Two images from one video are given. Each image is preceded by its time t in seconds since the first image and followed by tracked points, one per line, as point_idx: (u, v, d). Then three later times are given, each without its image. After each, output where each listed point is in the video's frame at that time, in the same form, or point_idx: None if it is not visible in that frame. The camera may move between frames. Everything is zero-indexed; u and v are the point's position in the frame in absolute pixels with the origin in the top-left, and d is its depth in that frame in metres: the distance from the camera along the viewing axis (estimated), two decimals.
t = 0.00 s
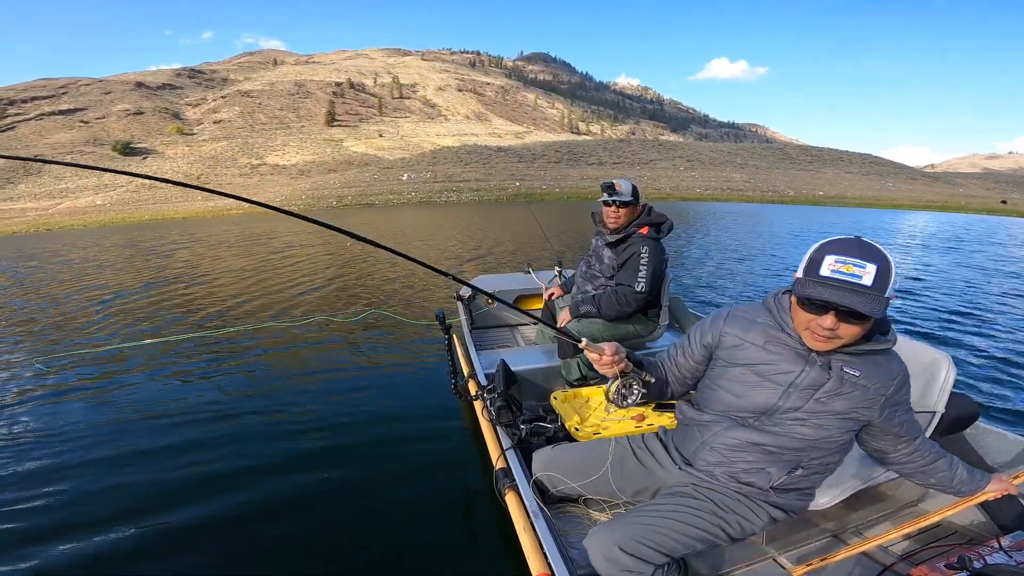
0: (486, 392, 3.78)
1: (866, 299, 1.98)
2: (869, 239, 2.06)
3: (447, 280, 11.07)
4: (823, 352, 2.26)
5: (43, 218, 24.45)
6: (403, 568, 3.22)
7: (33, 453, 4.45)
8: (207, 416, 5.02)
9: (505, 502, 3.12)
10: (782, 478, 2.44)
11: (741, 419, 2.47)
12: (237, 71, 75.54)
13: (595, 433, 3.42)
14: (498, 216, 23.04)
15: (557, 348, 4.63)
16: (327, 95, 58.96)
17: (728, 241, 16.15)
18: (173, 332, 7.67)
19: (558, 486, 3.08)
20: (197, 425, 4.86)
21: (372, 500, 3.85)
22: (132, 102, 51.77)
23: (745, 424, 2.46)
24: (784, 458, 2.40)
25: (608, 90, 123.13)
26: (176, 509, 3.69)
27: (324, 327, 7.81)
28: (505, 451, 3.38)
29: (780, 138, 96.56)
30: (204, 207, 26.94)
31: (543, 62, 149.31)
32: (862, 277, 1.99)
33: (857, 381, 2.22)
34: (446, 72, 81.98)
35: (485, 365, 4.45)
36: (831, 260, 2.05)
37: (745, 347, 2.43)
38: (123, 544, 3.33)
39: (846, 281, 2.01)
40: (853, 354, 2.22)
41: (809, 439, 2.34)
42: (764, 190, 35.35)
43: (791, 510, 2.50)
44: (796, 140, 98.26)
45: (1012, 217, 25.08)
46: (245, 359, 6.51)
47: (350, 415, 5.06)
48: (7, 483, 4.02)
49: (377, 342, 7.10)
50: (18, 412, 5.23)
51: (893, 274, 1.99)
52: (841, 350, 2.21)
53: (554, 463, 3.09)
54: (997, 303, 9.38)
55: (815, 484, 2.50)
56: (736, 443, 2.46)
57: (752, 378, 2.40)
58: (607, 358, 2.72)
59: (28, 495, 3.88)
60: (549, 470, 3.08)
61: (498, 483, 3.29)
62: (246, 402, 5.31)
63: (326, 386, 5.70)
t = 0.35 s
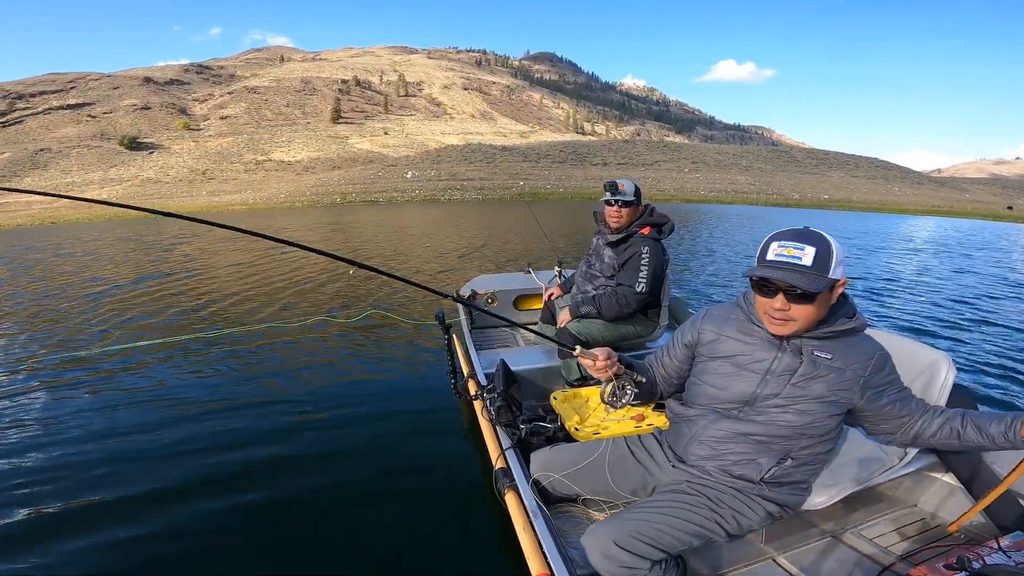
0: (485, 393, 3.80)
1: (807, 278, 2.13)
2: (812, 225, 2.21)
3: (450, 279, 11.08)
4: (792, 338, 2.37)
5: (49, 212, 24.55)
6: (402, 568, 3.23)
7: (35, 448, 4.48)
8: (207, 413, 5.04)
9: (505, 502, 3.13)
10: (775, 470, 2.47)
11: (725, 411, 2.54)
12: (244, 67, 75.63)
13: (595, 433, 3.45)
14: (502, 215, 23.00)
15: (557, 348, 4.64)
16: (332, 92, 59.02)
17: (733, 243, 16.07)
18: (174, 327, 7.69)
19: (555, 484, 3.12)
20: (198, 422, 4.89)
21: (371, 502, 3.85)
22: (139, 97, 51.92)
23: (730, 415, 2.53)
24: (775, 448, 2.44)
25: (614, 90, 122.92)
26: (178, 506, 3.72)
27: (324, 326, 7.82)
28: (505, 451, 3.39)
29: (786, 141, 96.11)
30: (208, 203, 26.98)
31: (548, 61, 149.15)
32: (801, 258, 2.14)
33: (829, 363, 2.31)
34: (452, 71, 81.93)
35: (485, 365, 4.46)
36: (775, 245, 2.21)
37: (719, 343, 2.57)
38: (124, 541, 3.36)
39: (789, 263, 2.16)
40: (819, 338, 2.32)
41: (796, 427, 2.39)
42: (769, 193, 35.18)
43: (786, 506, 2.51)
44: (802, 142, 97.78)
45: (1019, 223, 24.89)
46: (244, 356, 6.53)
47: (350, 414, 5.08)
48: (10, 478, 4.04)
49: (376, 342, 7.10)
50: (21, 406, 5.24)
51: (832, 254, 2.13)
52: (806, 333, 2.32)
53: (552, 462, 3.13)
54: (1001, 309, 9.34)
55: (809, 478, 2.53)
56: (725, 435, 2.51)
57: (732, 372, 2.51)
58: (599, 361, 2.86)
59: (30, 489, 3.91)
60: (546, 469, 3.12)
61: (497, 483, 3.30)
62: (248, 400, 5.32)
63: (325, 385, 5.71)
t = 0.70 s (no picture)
0: (485, 392, 3.81)
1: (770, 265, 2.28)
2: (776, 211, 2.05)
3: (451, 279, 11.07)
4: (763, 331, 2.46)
5: (52, 211, 24.61)
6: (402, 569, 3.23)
7: (38, 448, 4.51)
8: (207, 413, 5.02)
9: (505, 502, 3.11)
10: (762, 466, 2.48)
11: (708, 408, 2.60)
12: (247, 66, 75.74)
13: (595, 433, 3.44)
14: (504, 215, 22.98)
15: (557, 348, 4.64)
16: (335, 92, 59.06)
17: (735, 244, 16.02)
18: (176, 327, 7.66)
19: (552, 483, 3.18)
20: (201, 419, 4.91)
21: (371, 501, 3.85)
22: (142, 97, 52.01)
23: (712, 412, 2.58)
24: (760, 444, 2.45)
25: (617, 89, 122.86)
26: (182, 506, 3.75)
27: (326, 326, 7.77)
28: (505, 451, 3.39)
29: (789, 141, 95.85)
30: (210, 202, 27.00)
31: (551, 61, 149.14)
32: (768, 250, 2.00)
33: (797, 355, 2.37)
34: (455, 70, 81.92)
35: (485, 365, 4.46)
36: (739, 238, 2.01)
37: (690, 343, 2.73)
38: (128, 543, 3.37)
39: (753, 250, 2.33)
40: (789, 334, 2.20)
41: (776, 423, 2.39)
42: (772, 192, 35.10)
43: (781, 504, 2.50)
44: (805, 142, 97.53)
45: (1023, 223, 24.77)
46: (246, 356, 6.48)
47: (351, 411, 5.09)
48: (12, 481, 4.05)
49: (376, 341, 7.05)
50: (23, 407, 5.24)
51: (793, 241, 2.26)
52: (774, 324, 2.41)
53: (550, 462, 3.20)
54: (1004, 310, 9.31)
55: (803, 476, 2.52)
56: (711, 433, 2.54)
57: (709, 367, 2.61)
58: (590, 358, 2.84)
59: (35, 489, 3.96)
60: (545, 468, 3.19)
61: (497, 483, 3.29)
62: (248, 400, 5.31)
63: (327, 385, 5.69)
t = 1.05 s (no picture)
0: (485, 392, 3.84)
1: (748, 272, 2.27)
2: (764, 222, 2.34)
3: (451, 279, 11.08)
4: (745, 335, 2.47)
5: (53, 212, 24.65)
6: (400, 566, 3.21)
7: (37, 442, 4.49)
8: (208, 412, 5.01)
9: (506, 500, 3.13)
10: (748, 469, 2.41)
11: (693, 409, 2.67)
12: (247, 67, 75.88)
13: (595, 433, 3.44)
14: (504, 215, 23.02)
15: (556, 347, 4.64)
16: (336, 92, 59.18)
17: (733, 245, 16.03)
18: (174, 329, 7.61)
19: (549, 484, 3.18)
20: (200, 418, 4.89)
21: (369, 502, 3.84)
22: (143, 98, 52.10)
23: (696, 413, 2.63)
24: (742, 446, 2.41)
25: (617, 90, 122.95)
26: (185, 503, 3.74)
27: (327, 326, 7.76)
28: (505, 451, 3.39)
29: (790, 141, 95.77)
30: (211, 203, 27.04)
31: (551, 61, 149.32)
32: (745, 253, 2.28)
33: (770, 361, 2.36)
34: (456, 71, 82.02)
35: (485, 364, 4.45)
36: (725, 242, 2.37)
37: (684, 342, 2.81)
38: (129, 541, 3.35)
39: (733, 257, 2.31)
40: (769, 334, 2.39)
41: (751, 426, 2.38)
42: (773, 193, 35.10)
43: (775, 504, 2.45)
44: (806, 142, 97.48)
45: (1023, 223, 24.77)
46: (244, 357, 6.43)
47: (353, 411, 5.09)
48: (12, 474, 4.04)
49: (378, 342, 7.02)
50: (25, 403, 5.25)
51: (775, 248, 2.25)
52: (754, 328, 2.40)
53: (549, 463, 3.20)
54: (1003, 309, 9.31)
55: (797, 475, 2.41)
56: (693, 432, 2.54)
57: (696, 368, 2.68)
58: (603, 354, 3.09)
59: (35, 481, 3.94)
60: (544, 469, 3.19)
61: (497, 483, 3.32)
62: (249, 399, 5.30)
63: (326, 386, 5.65)
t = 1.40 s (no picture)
0: (485, 392, 3.82)
1: (722, 273, 2.21)
2: (749, 222, 2.24)
3: (451, 279, 11.12)
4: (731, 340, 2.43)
5: (51, 209, 24.59)
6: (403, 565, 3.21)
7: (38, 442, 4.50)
8: (209, 413, 5.02)
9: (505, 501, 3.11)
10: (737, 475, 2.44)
11: (684, 413, 2.70)
12: (248, 67, 75.95)
13: (595, 433, 3.46)
14: (504, 217, 23.05)
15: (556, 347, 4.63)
16: (336, 92, 59.25)
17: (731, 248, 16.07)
18: (172, 328, 7.58)
19: (549, 484, 3.20)
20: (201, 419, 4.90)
21: (368, 502, 3.83)
22: (143, 96, 52.07)
23: (685, 418, 2.67)
24: (726, 453, 2.45)
25: (617, 93, 123.09)
26: (184, 507, 3.74)
27: (329, 326, 7.76)
28: (505, 451, 3.38)
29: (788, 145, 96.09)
30: (210, 202, 27.01)
31: (551, 63, 149.68)
32: (722, 253, 2.22)
33: (748, 371, 2.32)
34: (456, 72, 82.17)
35: (485, 364, 4.45)
36: (709, 242, 2.32)
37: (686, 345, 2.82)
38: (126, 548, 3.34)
39: (712, 257, 2.26)
40: (753, 342, 2.33)
41: (727, 435, 2.39)
42: (771, 197, 35.24)
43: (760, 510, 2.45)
44: (804, 146, 97.83)
45: (1019, 229, 24.90)
46: (245, 356, 6.42)
47: (353, 412, 5.10)
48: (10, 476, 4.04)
49: (380, 342, 7.02)
50: (24, 402, 5.25)
51: (751, 250, 2.15)
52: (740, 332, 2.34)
53: (550, 463, 3.23)
54: (999, 315, 9.33)
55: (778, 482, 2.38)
56: (679, 438, 2.61)
57: (687, 372, 2.71)
58: (614, 357, 3.07)
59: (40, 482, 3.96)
60: (544, 470, 3.21)
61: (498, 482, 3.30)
62: (250, 400, 5.29)
63: (324, 387, 5.63)
